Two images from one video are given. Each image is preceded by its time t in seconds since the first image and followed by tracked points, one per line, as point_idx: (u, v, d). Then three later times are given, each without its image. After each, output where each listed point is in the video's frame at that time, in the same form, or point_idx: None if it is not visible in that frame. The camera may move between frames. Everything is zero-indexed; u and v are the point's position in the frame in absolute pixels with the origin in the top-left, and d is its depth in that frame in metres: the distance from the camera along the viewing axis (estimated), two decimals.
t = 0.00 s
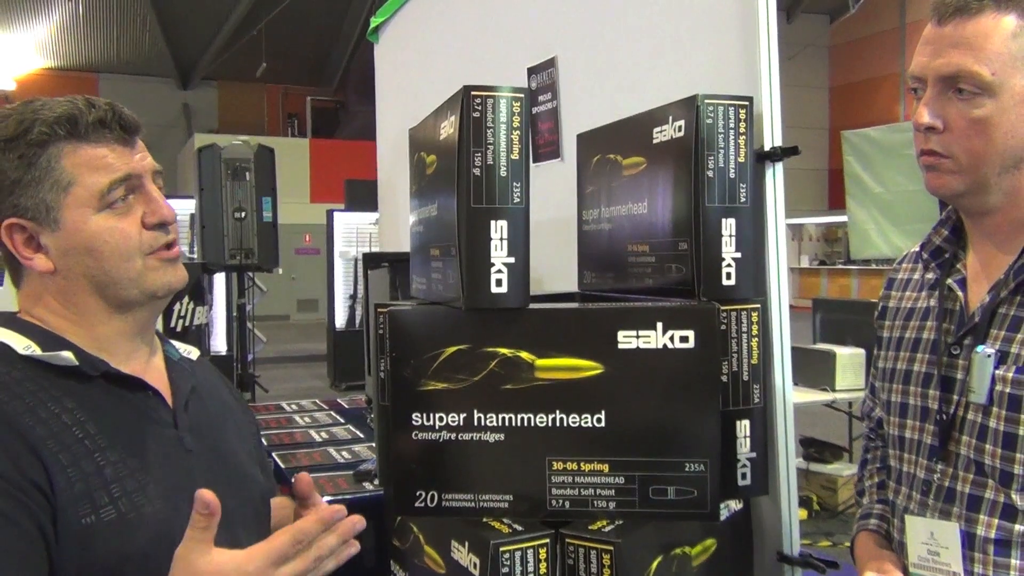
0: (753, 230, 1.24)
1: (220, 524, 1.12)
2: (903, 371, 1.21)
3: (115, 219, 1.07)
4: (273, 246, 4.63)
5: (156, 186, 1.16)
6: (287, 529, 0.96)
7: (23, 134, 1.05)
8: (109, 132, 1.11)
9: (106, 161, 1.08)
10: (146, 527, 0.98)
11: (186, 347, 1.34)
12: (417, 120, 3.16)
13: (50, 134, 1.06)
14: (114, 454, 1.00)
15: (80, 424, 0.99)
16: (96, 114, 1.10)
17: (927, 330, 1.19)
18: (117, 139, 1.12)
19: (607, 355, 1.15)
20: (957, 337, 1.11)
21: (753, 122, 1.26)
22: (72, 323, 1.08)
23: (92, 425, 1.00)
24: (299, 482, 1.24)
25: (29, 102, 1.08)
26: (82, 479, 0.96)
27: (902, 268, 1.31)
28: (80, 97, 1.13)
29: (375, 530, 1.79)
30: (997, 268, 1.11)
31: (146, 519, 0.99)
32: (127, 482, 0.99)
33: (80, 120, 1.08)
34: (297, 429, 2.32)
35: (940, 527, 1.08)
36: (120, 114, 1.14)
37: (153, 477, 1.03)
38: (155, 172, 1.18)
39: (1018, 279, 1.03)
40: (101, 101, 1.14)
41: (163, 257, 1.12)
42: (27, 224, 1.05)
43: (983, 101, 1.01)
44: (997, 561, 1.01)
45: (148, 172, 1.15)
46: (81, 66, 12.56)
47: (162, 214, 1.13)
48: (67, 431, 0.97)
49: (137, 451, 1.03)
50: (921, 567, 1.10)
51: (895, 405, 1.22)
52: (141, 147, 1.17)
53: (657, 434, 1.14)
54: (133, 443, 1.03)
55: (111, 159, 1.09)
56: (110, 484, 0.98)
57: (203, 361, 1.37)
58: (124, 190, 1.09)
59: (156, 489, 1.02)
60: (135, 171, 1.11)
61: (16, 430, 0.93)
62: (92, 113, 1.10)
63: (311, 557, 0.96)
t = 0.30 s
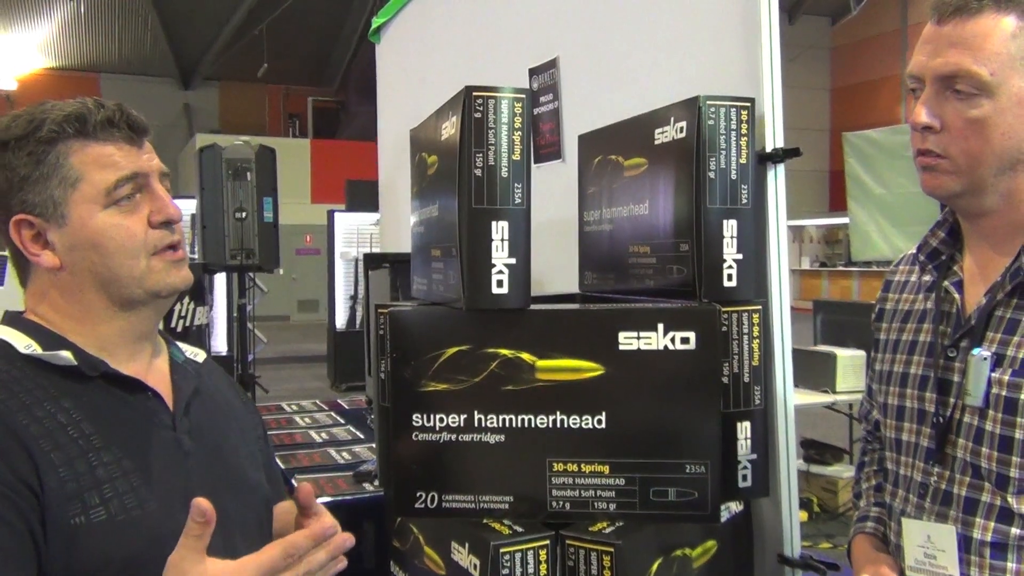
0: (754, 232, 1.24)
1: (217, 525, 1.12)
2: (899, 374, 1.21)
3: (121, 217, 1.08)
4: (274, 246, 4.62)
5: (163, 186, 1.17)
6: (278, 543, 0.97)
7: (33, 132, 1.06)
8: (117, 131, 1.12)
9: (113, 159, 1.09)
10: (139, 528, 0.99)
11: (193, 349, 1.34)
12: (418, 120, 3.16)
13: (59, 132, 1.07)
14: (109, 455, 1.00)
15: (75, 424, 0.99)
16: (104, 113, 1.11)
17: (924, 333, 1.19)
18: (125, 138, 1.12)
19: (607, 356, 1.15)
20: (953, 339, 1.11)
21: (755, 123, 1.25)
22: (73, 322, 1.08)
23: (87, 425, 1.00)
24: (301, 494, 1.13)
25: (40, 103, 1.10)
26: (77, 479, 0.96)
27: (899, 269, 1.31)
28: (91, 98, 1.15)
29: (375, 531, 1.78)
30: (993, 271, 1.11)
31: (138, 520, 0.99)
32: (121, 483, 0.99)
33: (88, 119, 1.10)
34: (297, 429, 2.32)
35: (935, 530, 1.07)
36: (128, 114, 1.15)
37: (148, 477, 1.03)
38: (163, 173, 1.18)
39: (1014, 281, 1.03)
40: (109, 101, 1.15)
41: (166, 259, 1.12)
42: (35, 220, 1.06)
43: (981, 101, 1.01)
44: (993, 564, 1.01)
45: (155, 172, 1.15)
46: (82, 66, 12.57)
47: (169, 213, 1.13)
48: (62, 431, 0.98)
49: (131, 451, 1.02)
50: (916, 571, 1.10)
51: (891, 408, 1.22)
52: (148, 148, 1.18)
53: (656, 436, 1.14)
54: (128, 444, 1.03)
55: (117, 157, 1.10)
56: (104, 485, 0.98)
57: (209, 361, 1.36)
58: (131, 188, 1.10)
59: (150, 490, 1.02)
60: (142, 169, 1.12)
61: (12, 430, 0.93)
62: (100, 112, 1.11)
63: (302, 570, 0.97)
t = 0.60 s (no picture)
0: (755, 232, 1.24)
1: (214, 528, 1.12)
2: (896, 375, 1.21)
3: (129, 214, 1.08)
4: (274, 247, 4.61)
5: (178, 193, 1.18)
6: (281, 547, 0.98)
7: (59, 123, 1.09)
8: (141, 134, 1.15)
9: (131, 159, 1.11)
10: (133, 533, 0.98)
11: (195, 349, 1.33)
12: (418, 121, 3.16)
13: (84, 125, 1.10)
14: (103, 459, 1.00)
15: (69, 428, 0.99)
16: (131, 116, 1.15)
17: (921, 334, 1.19)
18: (146, 141, 1.15)
19: (607, 356, 1.15)
20: (950, 340, 1.11)
21: (755, 123, 1.25)
22: (70, 321, 1.08)
23: (82, 429, 1.00)
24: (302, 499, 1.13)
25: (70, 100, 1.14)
26: (72, 484, 0.96)
27: (897, 270, 1.31)
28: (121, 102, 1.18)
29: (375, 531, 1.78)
30: (989, 271, 1.11)
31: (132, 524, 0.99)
32: (116, 487, 0.99)
33: (115, 118, 1.13)
34: (297, 429, 2.31)
35: (931, 530, 1.07)
36: (154, 121, 1.18)
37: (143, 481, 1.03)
38: (179, 182, 1.20)
39: (1010, 281, 1.03)
40: (137, 107, 1.19)
41: (164, 268, 1.11)
42: (46, 206, 1.07)
43: (976, 102, 1.01)
44: (990, 565, 1.01)
45: (172, 180, 1.17)
46: (82, 66, 12.57)
47: (178, 220, 1.14)
48: (55, 435, 0.98)
49: (127, 454, 1.02)
50: (913, 572, 1.10)
51: (888, 409, 1.22)
52: (168, 156, 1.20)
53: (654, 436, 1.14)
54: (124, 447, 1.03)
55: (136, 157, 1.11)
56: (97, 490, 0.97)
57: (211, 362, 1.35)
58: (145, 188, 1.11)
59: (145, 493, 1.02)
60: (159, 173, 1.14)
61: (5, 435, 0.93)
62: (128, 115, 1.14)
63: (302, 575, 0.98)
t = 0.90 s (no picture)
0: (756, 231, 1.24)
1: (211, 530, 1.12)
2: (894, 375, 1.21)
3: (150, 219, 1.10)
4: (274, 247, 4.62)
5: (196, 203, 1.20)
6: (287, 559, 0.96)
7: (88, 122, 1.11)
8: (167, 141, 1.17)
9: (156, 165, 1.13)
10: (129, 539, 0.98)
11: (194, 349, 1.34)
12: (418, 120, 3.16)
13: (113, 127, 1.11)
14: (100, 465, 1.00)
15: (65, 434, 0.99)
16: (159, 123, 1.17)
17: (918, 334, 1.18)
18: (171, 148, 1.17)
19: (606, 356, 1.14)
20: (947, 340, 1.12)
21: (755, 122, 1.25)
22: (75, 324, 1.09)
23: (79, 434, 1.00)
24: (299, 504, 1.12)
25: (98, 102, 1.16)
26: (68, 491, 0.96)
27: (894, 270, 1.31)
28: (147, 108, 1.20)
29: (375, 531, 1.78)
30: (986, 271, 1.11)
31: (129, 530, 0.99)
32: (112, 493, 0.99)
33: (144, 124, 1.15)
34: (297, 429, 2.31)
35: (928, 530, 1.07)
36: (180, 130, 1.20)
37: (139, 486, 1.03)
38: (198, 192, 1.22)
39: (1006, 280, 1.02)
40: (164, 115, 1.21)
41: (181, 272, 1.13)
42: (66, 204, 1.07)
43: (970, 102, 1.00)
44: (988, 565, 1.01)
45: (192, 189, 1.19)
46: (82, 66, 12.56)
47: (196, 229, 1.16)
48: (51, 441, 0.97)
49: (123, 458, 1.02)
50: (912, 572, 1.10)
51: (885, 409, 1.21)
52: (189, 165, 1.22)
53: (654, 436, 1.13)
54: (120, 452, 1.03)
55: (160, 164, 1.13)
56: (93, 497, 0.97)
57: (212, 360, 1.35)
58: (166, 196, 1.13)
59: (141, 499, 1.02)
60: (181, 182, 1.15)
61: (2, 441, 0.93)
62: (156, 121, 1.17)
63: None
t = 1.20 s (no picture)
0: (756, 230, 1.24)
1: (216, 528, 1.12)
2: (892, 375, 1.21)
3: (167, 220, 1.11)
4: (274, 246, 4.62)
5: (209, 205, 1.21)
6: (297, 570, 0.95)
7: (109, 120, 1.11)
8: (185, 143, 1.18)
9: (174, 167, 1.13)
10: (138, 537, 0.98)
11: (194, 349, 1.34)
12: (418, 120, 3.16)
13: (134, 126, 1.12)
14: (110, 462, 1.00)
15: (73, 431, 0.99)
16: (179, 126, 1.18)
17: (915, 333, 1.18)
18: (189, 151, 1.18)
19: (606, 355, 1.14)
20: (945, 339, 1.11)
21: (756, 121, 1.25)
22: (82, 322, 1.08)
23: (87, 432, 1.00)
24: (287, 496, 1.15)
25: (118, 101, 1.16)
26: (78, 489, 0.96)
27: (891, 270, 1.30)
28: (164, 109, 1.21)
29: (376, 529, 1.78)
30: (983, 270, 1.11)
31: (138, 528, 0.99)
32: (121, 491, 0.99)
33: (164, 125, 1.15)
34: (297, 427, 2.31)
35: (926, 530, 1.07)
36: (198, 134, 1.21)
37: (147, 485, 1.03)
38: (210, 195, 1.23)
39: (1003, 279, 1.02)
40: (181, 116, 1.22)
41: (193, 272, 1.14)
42: (84, 200, 1.07)
43: (966, 102, 1.00)
44: (986, 564, 1.01)
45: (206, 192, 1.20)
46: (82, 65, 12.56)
47: (210, 230, 1.17)
48: (63, 438, 0.97)
49: (129, 456, 1.02)
50: (910, 571, 1.09)
51: (884, 409, 1.21)
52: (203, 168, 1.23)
53: (654, 436, 1.13)
54: (126, 450, 1.03)
55: (178, 165, 1.14)
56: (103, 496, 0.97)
57: (210, 360, 1.35)
58: (183, 197, 1.14)
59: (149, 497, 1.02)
60: (197, 184, 1.16)
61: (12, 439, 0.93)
62: (176, 123, 1.17)
63: None
